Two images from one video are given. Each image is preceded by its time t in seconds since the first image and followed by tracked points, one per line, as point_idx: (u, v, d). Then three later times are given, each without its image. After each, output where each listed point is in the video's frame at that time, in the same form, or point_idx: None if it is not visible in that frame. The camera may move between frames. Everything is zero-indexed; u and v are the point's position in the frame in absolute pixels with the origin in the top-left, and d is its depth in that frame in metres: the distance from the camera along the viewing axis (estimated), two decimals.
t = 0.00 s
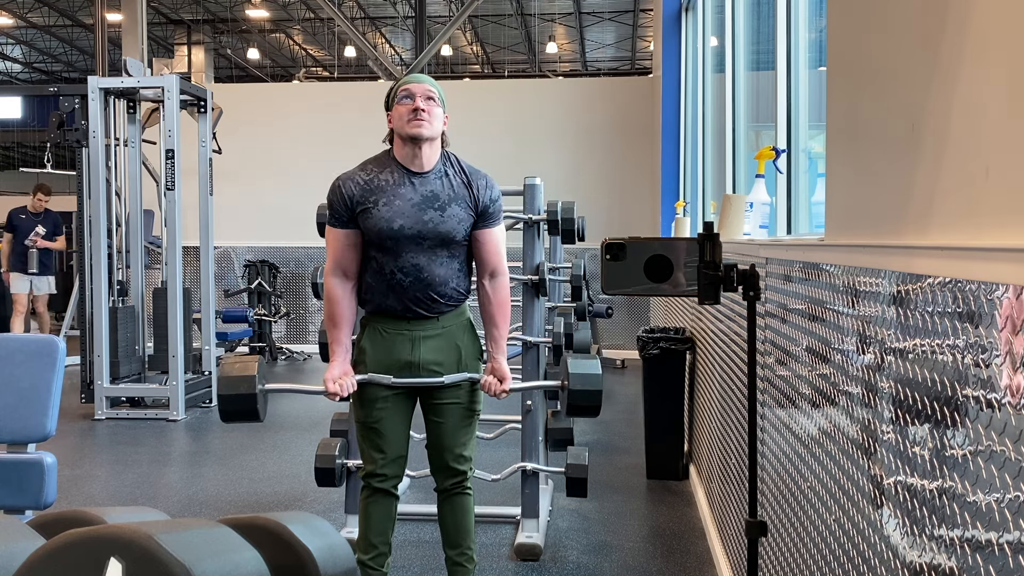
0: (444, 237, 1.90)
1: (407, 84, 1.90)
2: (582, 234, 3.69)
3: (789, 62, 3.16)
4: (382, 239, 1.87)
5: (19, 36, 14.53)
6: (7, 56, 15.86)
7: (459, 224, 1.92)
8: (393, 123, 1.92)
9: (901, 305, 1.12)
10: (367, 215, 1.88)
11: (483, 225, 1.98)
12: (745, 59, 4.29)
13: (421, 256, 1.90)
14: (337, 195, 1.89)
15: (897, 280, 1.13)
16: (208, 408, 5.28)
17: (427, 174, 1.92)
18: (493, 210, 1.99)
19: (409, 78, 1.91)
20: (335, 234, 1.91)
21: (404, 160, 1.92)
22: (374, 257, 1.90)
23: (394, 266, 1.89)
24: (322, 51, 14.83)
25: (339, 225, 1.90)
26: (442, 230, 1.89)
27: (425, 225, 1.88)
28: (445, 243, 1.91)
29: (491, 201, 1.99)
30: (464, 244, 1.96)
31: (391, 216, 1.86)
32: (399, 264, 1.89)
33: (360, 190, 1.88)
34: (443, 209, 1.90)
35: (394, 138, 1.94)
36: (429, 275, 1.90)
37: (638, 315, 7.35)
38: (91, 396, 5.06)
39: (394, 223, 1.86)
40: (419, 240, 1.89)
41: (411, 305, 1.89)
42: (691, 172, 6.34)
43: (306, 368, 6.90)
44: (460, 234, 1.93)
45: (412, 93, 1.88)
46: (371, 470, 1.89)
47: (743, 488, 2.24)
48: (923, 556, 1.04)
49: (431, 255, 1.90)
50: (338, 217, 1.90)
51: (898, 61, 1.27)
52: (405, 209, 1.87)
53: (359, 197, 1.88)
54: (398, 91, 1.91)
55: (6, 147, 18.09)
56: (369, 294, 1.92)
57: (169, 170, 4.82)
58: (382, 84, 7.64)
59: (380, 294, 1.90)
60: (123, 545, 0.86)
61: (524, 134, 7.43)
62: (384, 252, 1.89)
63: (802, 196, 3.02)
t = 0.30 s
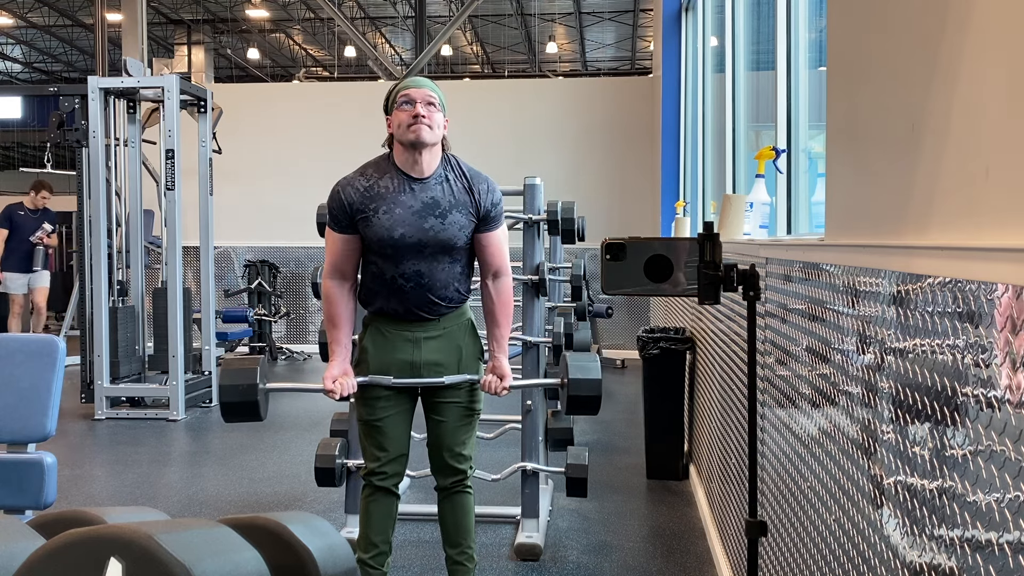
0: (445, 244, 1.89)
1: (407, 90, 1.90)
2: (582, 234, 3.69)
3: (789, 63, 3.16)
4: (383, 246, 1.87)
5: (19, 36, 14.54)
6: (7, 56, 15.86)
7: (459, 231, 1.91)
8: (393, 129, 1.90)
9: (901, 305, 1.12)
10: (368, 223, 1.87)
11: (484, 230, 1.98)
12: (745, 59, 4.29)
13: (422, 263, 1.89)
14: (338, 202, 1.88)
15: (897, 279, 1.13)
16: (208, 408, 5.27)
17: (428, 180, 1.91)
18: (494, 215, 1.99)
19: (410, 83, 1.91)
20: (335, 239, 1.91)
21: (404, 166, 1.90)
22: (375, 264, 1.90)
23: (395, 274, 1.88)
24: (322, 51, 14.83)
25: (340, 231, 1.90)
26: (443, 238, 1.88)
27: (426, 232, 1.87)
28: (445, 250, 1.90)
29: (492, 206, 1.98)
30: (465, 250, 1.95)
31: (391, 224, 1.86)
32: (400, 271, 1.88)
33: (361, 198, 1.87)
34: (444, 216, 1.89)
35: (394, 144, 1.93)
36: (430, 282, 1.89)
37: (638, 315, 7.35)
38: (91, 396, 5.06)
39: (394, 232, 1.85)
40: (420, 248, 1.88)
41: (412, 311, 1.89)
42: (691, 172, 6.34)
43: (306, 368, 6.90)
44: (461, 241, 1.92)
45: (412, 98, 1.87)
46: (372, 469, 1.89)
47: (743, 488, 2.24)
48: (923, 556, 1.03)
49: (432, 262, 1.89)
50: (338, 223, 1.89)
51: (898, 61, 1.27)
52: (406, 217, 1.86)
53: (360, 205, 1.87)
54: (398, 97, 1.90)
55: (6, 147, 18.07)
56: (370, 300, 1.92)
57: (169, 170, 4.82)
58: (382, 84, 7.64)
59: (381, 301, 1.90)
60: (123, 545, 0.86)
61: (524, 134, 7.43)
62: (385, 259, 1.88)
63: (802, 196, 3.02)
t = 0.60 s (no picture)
0: (445, 231, 1.90)
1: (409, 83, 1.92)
2: (582, 234, 3.69)
3: (789, 63, 3.17)
4: (383, 234, 1.88)
5: (19, 36, 14.54)
6: (7, 56, 15.86)
7: (460, 219, 1.92)
8: (394, 122, 1.94)
9: (901, 306, 1.12)
10: (368, 211, 1.88)
11: (486, 221, 1.99)
12: (745, 59, 4.29)
13: (423, 250, 1.90)
14: (339, 192, 1.90)
15: (897, 280, 1.13)
16: (208, 408, 5.27)
17: (428, 170, 1.93)
18: (495, 205, 2.00)
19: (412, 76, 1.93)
20: (335, 231, 1.92)
21: (404, 157, 1.93)
22: (376, 253, 1.91)
23: (396, 261, 1.89)
24: (322, 51, 14.83)
25: (340, 222, 1.91)
26: (443, 224, 1.89)
27: (427, 219, 1.88)
28: (446, 237, 1.91)
29: (492, 196, 1.99)
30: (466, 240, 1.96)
31: (392, 211, 1.87)
32: (401, 258, 1.89)
33: (362, 187, 1.89)
34: (444, 203, 1.90)
35: (394, 135, 1.96)
36: (431, 270, 1.90)
37: (638, 315, 7.35)
38: (91, 396, 5.06)
39: (394, 218, 1.87)
40: (420, 235, 1.89)
41: (412, 298, 1.89)
42: (691, 172, 6.34)
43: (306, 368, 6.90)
44: (462, 229, 1.93)
45: (412, 93, 1.89)
46: (373, 469, 1.89)
47: (743, 488, 2.24)
48: (923, 556, 1.04)
49: (433, 249, 1.90)
50: (339, 214, 1.91)
51: (898, 60, 1.27)
52: (406, 204, 1.88)
53: (360, 194, 1.89)
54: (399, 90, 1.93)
55: (6, 148, 18.09)
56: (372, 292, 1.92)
57: (169, 170, 4.82)
58: (382, 84, 7.64)
59: (382, 290, 1.91)
60: (123, 544, 0.86)
61: (524, 134, 7.43)
62: (385, 247, 1.89)
63: (803, 196, 3.02)
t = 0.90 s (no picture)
0: (447, 216, 1.91)
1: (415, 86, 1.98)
2: (582, 234, 3.69)
3: (789, 63, 3.16)
4: (386, 220, 1.89)
5: (19, 36, 14.54)
6: (7, 56, 15.86)
7: (461, 206, 1.94)
8: (396, 124, 1.98)
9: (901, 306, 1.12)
10: (372, 198, 1.90)
11: (487, 211, 2.00)
12: (745, 59, 4.29)
13: (425, 236, 1.90)
14: (343, 181, 1.93)
15: (897, 280, 1.13)
16: (208, 408, 5.27)
17: (430, 162, 1.96)
18: (495, 197, 2.02)
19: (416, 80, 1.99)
20: (338, 219, 1.94)
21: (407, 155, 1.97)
22: (377, 240, 1.91)
23: (398, 246, 1.89)
24: (322, 51, 14.83)
25: (344, 210, 1.93)
26: (445, 210, 1.90)
27: (429, 203, 1.90)
28: (447, 224, 1.92)
29: (493, 187, 2.02)
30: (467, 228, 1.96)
31: (394, 197, 1.89)
32: (403, 243, 1.89)
33: (366, 175, 1.93)
34: (446, 190, 1.92)
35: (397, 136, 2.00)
36: (433, 255, 1.90)
37: (638, 315, 7.35)
38: (91, 396, 5.06)
39: (397, 203, 1.88)
40: (422, 220, 1.89)
41: (414, 284, 1.90)
42: (691, 172, 6.34)
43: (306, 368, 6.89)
44: (464, 215, 1.94)
45: (414, 94, 1.94)
46: (375, 468, 1.90)
47: (743, 488, 2.24)
48: (923, 556, 1.04)
49: (435, 235, 1.90)
50: (343, 203, 1.94)
51: (897, 60, 1.27)
52: (408, 190, 1.90)
53: (364, 182, 1.92)
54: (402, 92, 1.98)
55: (6, 148, 18.08)
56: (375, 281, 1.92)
57: (169, 170, 4.82)
58: (382, 84, 7.63)
59: (384, 276, 1.91)
60: (123, 545, 0.86)
61: (524, 134, 7.43)
62: (388, 234, 1.90)
63: (803, 196, 3.02)
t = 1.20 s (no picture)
0: (446, 208, 1.91)
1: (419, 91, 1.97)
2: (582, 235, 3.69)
3: (789, 63, 3.16)
4: (385, 212, 1.90)
5: (19, 36, 14.54)
6: (7, 56, 15.86)
7: (460, 200, 1.94)
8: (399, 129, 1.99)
9: (901, 306, 1.12)
10: (371, 192, 1.92)
11: (486, 207, 2.00)
12: (745, 59, 4.29)
13: (424, 227, 1.89)
14: (345, 179, 1.96)
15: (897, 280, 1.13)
16: (208, 408, 5.27)
17: (430, 161, 1.98)
18: (494, 194, 2.02)
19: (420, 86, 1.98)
20: (339, 214, 1.95)
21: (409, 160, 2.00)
22: (376, 233, 1.91)
23: (397, 237, 1.89)
24: (322, 51, 14.83)
25: (345, 206, 1.95)
26: (444, 202, 1.91)
27: (428, 196, 1.91)
28: (446, 216, 1.92)
29: (492, 185, 2.03)
30: (467, 222, 1.96)
31: (394, 190, 1.90)
32: (401, 232, 1.89)
33: (367, 173, 1.96)
34: (445, 184, 1.94)
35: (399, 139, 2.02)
36: (431, 245, 1.89)
37: (638, 315, 7.35)
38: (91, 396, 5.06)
39: (396, 196, 1.89)
40: (421, 211, 1.90)
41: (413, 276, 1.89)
42: (691, 171, 6.34)
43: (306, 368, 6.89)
44: (463, 208, 1.94)
45: (416, 103, 1.94)
46: (374, 470, 1.90)
47: (743, 488, 2.24)
48: (924, 556, 1.04)
49: (434, 227, 1.90)
50: (343, 198, 1.96)
51: (897, 60, 1.27)
52: (408, 185, 1.91)
53: (365, 179, 1.94)
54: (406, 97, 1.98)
55: (6, 147, 18.08)
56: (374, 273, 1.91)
57: (169, 170, 4.82)
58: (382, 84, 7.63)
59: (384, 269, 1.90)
60: (123, 545, 0.86)
61: (524, 133, 7.43)
62: (387, 226, 1.90)
63: (803, 196, 3.02)
